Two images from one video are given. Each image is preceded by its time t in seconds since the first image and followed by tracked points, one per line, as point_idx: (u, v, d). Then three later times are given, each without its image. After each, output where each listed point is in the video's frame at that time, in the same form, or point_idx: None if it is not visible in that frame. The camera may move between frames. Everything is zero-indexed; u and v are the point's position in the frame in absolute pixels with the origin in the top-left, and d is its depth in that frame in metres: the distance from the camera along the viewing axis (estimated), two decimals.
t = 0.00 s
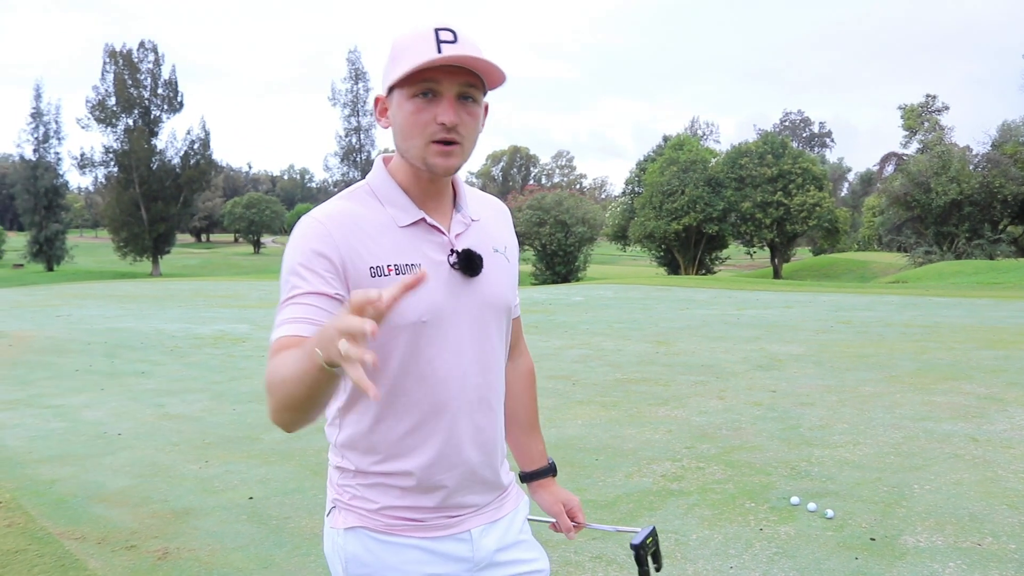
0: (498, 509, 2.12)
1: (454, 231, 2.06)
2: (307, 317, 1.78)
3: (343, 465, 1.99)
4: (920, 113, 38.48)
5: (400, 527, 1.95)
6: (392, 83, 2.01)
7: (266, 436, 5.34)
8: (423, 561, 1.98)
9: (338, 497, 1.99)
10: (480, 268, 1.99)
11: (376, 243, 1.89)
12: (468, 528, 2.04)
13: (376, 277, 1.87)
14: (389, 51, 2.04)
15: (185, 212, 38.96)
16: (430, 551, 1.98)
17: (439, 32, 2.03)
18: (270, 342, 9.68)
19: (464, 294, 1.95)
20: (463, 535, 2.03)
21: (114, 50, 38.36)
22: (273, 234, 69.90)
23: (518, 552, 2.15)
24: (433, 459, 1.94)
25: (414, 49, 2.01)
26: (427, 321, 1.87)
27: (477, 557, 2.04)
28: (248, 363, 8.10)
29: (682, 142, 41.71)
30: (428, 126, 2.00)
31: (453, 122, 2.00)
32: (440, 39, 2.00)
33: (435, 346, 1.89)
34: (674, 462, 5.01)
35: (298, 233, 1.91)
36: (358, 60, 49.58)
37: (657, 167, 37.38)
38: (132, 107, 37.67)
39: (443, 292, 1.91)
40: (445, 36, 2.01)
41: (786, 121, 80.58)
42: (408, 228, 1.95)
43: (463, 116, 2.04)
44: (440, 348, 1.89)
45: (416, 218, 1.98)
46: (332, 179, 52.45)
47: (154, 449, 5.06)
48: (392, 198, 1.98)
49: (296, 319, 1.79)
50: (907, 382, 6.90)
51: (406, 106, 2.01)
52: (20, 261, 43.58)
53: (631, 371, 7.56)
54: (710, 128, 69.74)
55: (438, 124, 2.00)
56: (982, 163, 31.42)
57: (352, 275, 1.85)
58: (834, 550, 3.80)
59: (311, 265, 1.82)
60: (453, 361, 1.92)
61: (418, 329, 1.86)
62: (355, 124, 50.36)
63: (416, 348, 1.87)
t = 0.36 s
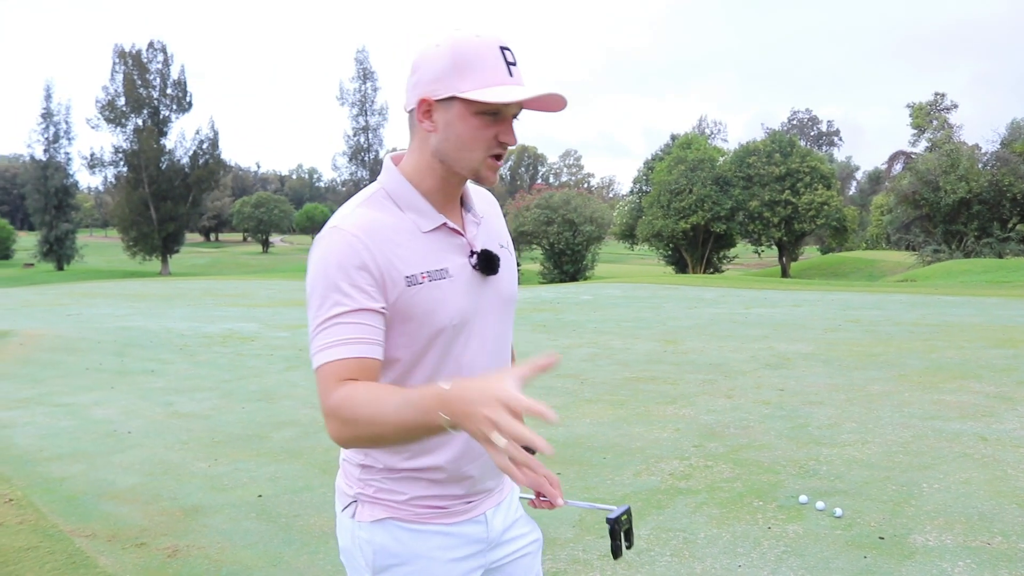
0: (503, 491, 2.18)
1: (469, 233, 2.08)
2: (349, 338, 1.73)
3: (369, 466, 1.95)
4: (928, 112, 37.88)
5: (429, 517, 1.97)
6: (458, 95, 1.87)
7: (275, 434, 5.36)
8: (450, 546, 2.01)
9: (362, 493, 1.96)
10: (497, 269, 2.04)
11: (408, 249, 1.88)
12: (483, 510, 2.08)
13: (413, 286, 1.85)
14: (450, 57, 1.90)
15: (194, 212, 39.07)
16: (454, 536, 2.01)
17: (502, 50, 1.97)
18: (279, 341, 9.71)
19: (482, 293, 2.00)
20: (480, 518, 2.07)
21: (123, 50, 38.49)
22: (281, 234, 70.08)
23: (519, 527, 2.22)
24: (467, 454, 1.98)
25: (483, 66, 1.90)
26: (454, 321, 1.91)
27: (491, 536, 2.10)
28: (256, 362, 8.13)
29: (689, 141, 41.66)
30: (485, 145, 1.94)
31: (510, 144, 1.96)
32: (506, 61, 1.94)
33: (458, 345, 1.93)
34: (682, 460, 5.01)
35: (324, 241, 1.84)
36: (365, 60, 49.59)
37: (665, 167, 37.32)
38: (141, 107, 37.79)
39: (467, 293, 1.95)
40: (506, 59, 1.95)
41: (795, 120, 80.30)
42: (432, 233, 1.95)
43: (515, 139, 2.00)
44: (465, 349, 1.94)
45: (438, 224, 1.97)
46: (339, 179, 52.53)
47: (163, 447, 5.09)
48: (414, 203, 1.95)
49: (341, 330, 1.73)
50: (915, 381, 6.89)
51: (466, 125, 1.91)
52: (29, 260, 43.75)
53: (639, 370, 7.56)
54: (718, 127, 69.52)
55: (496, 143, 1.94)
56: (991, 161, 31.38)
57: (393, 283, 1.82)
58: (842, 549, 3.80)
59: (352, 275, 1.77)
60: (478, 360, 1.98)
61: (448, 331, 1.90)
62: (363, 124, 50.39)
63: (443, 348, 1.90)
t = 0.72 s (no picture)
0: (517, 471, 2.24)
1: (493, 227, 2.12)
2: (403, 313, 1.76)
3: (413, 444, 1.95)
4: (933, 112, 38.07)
5: (471, 493, 1.99)
6: (496, 105, 1.92)
7: (280, 434, 5.38)
8: (486, 521, 2.03)
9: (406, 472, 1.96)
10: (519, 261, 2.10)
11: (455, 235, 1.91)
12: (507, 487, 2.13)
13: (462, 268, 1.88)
14: (487, 70, 1.95)
15: (200, 212, 39.17)
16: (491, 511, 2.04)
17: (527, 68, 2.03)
18: (284, 340, 9.75)
19: (512, 278, 2.05)
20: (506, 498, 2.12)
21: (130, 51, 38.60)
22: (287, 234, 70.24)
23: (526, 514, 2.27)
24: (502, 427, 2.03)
25: (517, 80, 1.97)
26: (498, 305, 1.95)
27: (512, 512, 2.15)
28: (261, 362, 8.16)
29: (695, 141, 41.68)
30: (514, 150, 1.99)
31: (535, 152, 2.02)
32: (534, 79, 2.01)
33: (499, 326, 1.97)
34: (687, 460, 5.02)
35: (377, 232, 1.86)
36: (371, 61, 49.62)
37: (670, 168, 37.36)
38: (148, 107, 37.88)
39: (503, 279, 2.00)
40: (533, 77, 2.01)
41: (800, 120, 80.28)
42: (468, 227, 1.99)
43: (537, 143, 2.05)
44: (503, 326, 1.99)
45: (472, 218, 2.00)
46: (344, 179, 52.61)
47: (169, 446, 5.11)
48: (448, 201, 1.97)
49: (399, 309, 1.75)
50: (920, 381, 6.88)
51: (501, 131, 1.95)
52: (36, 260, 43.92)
53: (643, 370, 7.56)
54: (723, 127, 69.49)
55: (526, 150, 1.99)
56: (997, 162, 31.34)
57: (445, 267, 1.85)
58: (847, 550, 3.80)
59: (408, 259, 1.81)
60: (510, 333, 2.04)
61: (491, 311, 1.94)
62: (368, 124, 50.43)
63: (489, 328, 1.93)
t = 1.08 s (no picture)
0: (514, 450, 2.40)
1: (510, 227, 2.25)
2: (424, 310, 1.92)
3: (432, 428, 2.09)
4: (938, 112, 37.96)
5: (485, 468, 2.14)
6: (517, 122, 2.07)
7: (284, 434, 5.38)
8: (497, 491, 2.17)
9: (425, 451, 2.09)
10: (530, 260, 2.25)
11: (478, 234, 2.04)
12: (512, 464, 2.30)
13: (485, 266, 2.03)
14: (516, 89, 2.09)
15: (204, 212, 39.19)
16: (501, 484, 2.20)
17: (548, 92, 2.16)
18: (287, 340, 9.76)
19: (522, 276, 2.21)
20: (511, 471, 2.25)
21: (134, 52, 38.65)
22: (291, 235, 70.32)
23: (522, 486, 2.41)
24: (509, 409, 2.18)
25: (541, 105, 2.10)
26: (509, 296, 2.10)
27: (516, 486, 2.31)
28: (264, 361, 8.17)
29: (698, 142, 41.71)
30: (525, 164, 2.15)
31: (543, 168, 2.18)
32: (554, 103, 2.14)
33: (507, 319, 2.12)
34: (691, 461, 5.01)
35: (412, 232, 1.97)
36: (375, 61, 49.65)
37: (673, 169, 37.39)
38: (152, 108, 37.94)
39: (516, 274, 2.14)
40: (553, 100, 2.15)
41: (804, 120, 80.17)
42: (490, 226, 2.12)
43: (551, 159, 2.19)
44: (510, 325, 2.15)
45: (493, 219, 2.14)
46: (348, 180, 52.66)
47: (172, 446, 5.11)
48: (472, 201, 2.10)
49: (420, 307, 1.92)
50: (924, 382, 6.87)
51: (517, 150, 2.11)
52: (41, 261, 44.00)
53: (647, 370, 7.56)
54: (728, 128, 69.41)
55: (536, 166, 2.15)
56: (1002, 162, 31.24)
57: (469, 263, 1.99)
58: (851, 551, 3.79)
59: (436, 260, 1.93)
60: (518, 327, 2.19)
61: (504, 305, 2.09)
62: (372, 125, 50.46)
63: (496, 319, 2.09)
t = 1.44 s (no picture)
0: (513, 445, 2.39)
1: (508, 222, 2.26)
2: (432, 274, 1.86)
3: (435, 416, 2.08)
4: (941, 112, 37.84)
5: (488, 458, 2.13)
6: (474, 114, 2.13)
7: (286, 434, 5.39)
8: (500, 481, 2.18)
9: (430, 437, 2.08)
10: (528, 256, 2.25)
11: (481, 222, 2.05)
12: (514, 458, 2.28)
13: (488, 251, 2.02)
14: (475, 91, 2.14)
15: (207, 212, 39.20)
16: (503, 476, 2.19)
17: (514, 82, 2.13)
18: (290, 340, 9.77)
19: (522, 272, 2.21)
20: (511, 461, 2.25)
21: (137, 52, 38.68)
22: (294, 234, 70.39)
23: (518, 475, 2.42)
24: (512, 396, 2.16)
25: (495, 94, 2.10)
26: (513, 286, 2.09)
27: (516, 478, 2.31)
28: (267, 361, 8.17)
29: (701, 141, 41.69)
30: (493, 152, 2.16)
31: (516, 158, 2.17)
32: (517, 88, 2.11)
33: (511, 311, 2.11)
34: (693, 461, 5.01)
35: (421, 212, 1.98)
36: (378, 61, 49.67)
37: (676, 169, 37.40)
38: (155, 108, 37.99)
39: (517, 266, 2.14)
40: (519, 87, 2.11)
41: (807, 120, 80.13)
42: (490, 218, 2.13)
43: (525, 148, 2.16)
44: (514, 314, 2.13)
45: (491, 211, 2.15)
46: (351, 179, 52.69)
47: (174, 445, 5.12)
48: (470, 191, 2.12)
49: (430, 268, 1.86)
50: (927, 382, 6.86)
51: (483, 139, 2.15)
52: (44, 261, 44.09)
53: (649, 370, 7.55)
54: (731, 127, 69.37)
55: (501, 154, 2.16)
56: (1005, 162, 31.18)
57: (471, 245, 1.98)
58: (853, 550, 3.79)
59: (445, 236, 1.93)
60: (519, 319, 2.19)
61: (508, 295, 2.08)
62: (375, 124, 50.48)
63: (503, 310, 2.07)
